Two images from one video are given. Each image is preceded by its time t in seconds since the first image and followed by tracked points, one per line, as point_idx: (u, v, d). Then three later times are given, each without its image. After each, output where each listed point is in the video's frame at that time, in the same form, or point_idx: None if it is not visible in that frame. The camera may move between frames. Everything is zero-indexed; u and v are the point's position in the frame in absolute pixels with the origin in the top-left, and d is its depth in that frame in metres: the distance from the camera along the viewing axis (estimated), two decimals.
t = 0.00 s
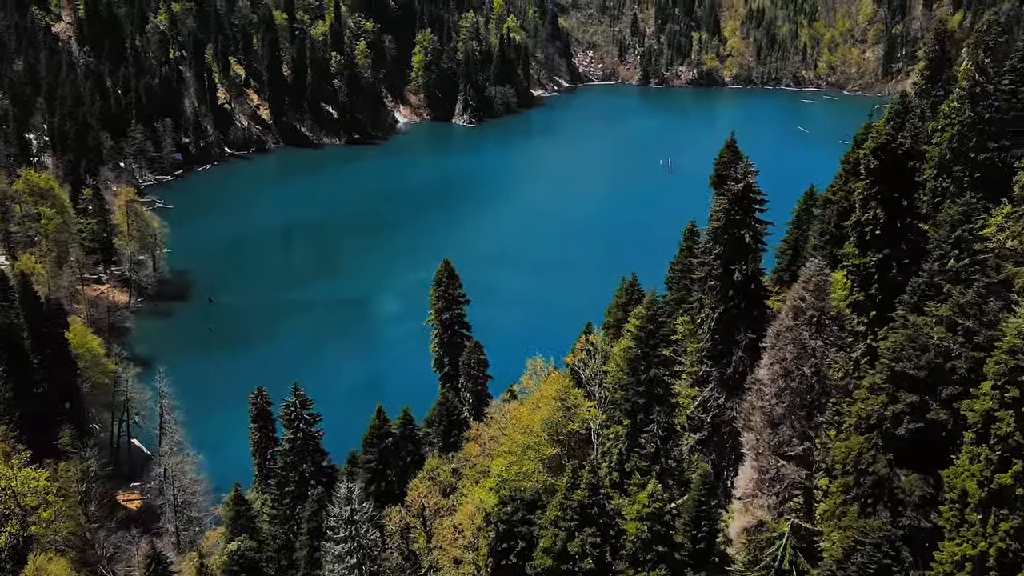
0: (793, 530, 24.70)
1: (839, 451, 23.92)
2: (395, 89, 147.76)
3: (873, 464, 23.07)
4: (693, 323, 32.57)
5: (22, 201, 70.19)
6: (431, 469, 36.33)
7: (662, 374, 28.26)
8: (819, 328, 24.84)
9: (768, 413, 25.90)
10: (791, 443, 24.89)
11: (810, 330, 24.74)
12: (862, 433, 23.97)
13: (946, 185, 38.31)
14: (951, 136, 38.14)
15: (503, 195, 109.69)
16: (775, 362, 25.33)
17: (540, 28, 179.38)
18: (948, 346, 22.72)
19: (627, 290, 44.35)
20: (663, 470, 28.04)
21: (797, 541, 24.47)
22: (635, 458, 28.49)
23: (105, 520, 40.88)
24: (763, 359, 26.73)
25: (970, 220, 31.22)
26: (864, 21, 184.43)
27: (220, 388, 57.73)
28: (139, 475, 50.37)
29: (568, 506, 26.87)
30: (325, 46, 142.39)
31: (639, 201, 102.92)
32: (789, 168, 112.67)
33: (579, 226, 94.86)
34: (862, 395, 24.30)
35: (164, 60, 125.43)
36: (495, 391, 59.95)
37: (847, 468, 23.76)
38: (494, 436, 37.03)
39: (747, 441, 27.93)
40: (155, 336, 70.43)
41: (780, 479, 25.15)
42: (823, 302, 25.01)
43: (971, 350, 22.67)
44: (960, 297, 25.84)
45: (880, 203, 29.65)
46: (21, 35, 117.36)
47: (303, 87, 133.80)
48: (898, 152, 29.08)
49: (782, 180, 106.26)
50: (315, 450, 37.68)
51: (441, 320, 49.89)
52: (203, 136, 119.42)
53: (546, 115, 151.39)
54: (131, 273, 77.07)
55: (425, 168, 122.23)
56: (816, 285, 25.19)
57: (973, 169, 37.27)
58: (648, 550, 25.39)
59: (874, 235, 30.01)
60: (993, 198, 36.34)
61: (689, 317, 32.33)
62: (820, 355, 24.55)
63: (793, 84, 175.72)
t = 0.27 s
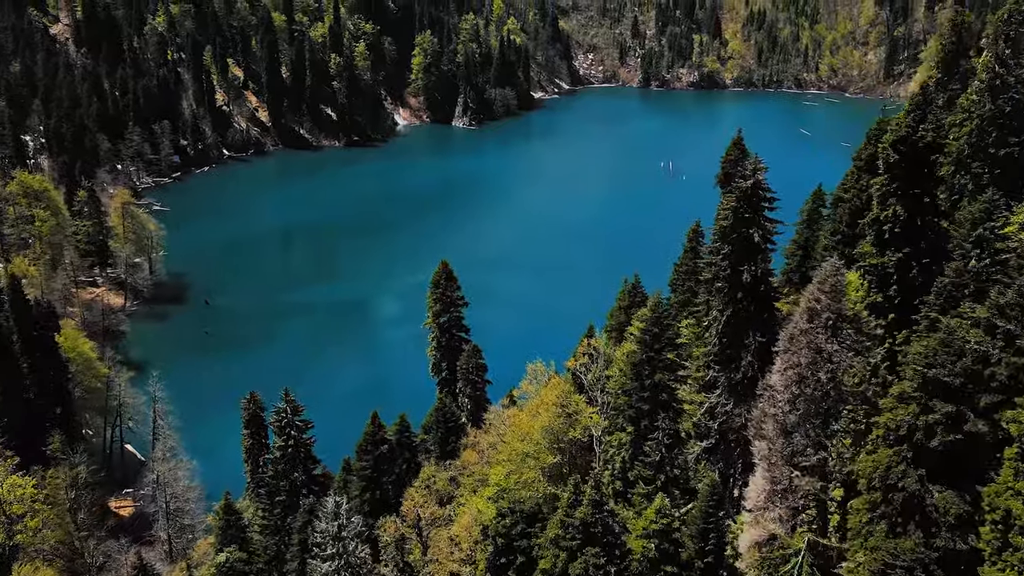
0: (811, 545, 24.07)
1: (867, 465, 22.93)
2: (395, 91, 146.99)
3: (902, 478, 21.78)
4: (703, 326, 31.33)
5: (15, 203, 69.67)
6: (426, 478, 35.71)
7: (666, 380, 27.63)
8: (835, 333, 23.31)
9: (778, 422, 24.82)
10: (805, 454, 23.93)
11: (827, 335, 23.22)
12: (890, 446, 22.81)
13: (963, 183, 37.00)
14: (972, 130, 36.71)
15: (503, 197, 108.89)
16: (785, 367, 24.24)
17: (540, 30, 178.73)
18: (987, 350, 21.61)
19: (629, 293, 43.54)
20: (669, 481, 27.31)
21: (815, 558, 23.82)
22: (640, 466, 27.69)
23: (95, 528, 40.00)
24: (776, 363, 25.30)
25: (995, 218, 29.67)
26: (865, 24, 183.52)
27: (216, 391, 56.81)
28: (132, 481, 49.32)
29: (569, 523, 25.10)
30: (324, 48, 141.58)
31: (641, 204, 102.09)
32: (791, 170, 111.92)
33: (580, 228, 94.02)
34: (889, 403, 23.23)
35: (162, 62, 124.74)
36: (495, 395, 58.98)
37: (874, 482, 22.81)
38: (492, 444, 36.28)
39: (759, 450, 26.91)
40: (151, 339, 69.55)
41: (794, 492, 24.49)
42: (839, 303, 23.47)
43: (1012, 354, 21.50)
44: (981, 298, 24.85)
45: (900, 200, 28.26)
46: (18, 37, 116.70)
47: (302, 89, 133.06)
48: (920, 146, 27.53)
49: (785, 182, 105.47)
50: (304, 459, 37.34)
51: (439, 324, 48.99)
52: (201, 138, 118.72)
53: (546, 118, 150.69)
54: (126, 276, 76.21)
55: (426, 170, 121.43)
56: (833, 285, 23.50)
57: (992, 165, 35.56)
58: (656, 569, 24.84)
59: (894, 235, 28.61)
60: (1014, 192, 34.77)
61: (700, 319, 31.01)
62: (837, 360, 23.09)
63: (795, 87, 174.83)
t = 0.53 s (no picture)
0: (829, 565, 23.21)
1: (901, 484, 21.37)
2: (394, 94, 146.20)
3: (939, 497, 20.23)
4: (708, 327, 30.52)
5: (9, 205, 68.72)
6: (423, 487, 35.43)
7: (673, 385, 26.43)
8: (853, 336, 22.17)
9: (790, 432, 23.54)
10: (821, 466, 22.55)
11: (845, 339, 22.01)
12: (924, 462, 21.19)
13: (983, 181, 35.53)
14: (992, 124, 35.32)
15: (504, 200, 108.09)
16: (796, 371, 23.48)
17: (541, 33, 178.13)
18: None
19: (632, 296, 42.86)
20: (676, 494, 26.33)
21: None
22: (645, 476, 26.61)
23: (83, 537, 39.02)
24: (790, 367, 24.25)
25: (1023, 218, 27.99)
26: (866, 27, 182.80)
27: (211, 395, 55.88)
28: (124, 488, 48.63)
29: (570, 545, 24.02)
30: (323, 50, 140.68)
31: (642, 207, 101.24)
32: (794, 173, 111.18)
33: (581, 232, 93.18)
34: (922, 415, 21.58)
35: (160, 64, 123.91)
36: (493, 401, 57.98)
37: (904, 502, 21.30)
38: (489, 453, 35.29)
39: (771, 461, 25.69)
40: (147, 344, 68.56)
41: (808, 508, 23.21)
42: (858, 308, 22.30)
43: None
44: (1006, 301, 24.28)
45: (921, 196, 28.41)
46: (16, 38, 115.94)
47: (301, 91, 132.28)
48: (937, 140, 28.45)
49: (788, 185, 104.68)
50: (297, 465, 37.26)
51: (436, 327, 48.08)
52: (199, 140, 117.89)
53: (546, 121, 150.03)
54: (122, 279, 75.65)
55: (425, 173, 120.59)
56: (849, 284, 22.48)
57: (1014, 160, 34.18)
58: None
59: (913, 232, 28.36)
60: None
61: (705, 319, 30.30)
62: (859, 365, 21.70)
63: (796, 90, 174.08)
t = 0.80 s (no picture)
0: None
1: (943, 504, 19.87)
2: (393, 97, 145.31)
3: (987, 520, 19.08)
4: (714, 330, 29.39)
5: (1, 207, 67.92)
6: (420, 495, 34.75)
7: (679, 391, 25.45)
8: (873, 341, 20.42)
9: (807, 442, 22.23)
10: (840, 479, 21.34)
11: (866, 346, 20.39)
12: (969, 480, 19.92)
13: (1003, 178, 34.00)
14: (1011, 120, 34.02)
15: (505, 203, 107.05)
16: (812, 380, 22.17)
17: (541, 36, 177.52)
18: None
19: (636, 300, 42.24)
20: (684, 505, 25.31)
21: None
22: (650, 487, 25.72)
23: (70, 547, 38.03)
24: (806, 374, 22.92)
25: None
26: (868, 30, 182.06)
27: (206, 402, 54.75)
28: (116, 496, 47.85)
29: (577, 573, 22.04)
30: (322, 53, 139.87)
31: (645, 211, 100.16)
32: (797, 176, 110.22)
33: (582, 235, 92.15)
34: (966, 427, 20.20)
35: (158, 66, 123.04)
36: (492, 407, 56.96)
37: (944, 524, 20.01)
38: (487, 462, 34.54)
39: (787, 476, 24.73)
40: (143, 349, 67.52)
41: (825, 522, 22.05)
42: (882, 308, 20.40)
43: None
44: None
45: (945, 189, 26.38)
46: (12, 41, 115.20)
47: (299, 94, 131.44)
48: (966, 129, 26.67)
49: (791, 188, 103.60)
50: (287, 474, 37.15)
51: (433, 331, 47.10)
52: (197, 143, 117.04)
53: (547, 124, 149.18)
54: (117, 283, 74.79)
55: (425, 176, 119.59)
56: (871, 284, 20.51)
57: None
58: None
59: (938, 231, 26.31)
60: None
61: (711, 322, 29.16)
62: (881, 371, 20.23)
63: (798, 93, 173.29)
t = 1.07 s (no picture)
0: None
1: (993, 528, 17.27)
2: (392, 99, 144.52)
3: None
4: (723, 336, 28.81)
5: None
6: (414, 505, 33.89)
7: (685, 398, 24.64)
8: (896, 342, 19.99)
9: (825, 450, 21.22)
10: (861, 494, 20.28)
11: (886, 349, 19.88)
12: None
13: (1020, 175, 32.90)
14: None
15: (505, 206, 106.29)
16: (827, 386, 21.73)
17: (540, 39, 176.95)
18: None
19: (639, 301, 41.85)
20: (690, 517, 24.17)
21: None
22: (656, 498, 24.56)
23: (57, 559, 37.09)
24: (823, 380, 22.35)
25: None
26: (869, 32, 181.63)
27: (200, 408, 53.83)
28: (108, 503, 47.51)
29: None
30: (320, 56, 139.01)
31: (646, 214, 99.58)
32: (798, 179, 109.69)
33: (583, 238, 91.33)
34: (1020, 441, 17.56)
35: (155, 69, 122.18)
36: (489, 413, 56.14)
37: (993, 551, 17.31)
38: (485, 471, 34.23)
39: (801, 486, 23.16)
40: (138, 354, 66.52)
41: (842, 536, 20.24)
42: (904, 308, 19.91)
43: None
44: None
45: (971, 183, 25.65)
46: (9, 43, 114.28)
47: (298, 97, 130.67)
48: (999, 119, 25.64)
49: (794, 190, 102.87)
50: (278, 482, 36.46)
51: (430, 335, 46.25)
52: (195, 147, 116.25)
53: (546, 126, 148.61)
54: (111, 287, 74.05)
55: (424, 179, 118.79)
56: (891, 289, 20.22)
57: None
58: None
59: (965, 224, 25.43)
60: None
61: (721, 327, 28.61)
62: (905, 376, 19.47)
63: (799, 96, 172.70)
